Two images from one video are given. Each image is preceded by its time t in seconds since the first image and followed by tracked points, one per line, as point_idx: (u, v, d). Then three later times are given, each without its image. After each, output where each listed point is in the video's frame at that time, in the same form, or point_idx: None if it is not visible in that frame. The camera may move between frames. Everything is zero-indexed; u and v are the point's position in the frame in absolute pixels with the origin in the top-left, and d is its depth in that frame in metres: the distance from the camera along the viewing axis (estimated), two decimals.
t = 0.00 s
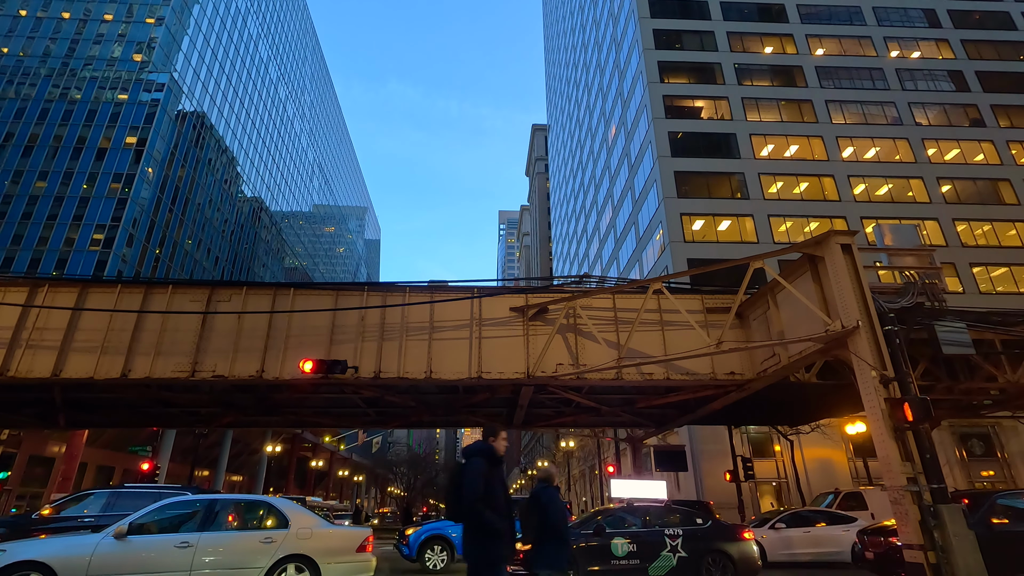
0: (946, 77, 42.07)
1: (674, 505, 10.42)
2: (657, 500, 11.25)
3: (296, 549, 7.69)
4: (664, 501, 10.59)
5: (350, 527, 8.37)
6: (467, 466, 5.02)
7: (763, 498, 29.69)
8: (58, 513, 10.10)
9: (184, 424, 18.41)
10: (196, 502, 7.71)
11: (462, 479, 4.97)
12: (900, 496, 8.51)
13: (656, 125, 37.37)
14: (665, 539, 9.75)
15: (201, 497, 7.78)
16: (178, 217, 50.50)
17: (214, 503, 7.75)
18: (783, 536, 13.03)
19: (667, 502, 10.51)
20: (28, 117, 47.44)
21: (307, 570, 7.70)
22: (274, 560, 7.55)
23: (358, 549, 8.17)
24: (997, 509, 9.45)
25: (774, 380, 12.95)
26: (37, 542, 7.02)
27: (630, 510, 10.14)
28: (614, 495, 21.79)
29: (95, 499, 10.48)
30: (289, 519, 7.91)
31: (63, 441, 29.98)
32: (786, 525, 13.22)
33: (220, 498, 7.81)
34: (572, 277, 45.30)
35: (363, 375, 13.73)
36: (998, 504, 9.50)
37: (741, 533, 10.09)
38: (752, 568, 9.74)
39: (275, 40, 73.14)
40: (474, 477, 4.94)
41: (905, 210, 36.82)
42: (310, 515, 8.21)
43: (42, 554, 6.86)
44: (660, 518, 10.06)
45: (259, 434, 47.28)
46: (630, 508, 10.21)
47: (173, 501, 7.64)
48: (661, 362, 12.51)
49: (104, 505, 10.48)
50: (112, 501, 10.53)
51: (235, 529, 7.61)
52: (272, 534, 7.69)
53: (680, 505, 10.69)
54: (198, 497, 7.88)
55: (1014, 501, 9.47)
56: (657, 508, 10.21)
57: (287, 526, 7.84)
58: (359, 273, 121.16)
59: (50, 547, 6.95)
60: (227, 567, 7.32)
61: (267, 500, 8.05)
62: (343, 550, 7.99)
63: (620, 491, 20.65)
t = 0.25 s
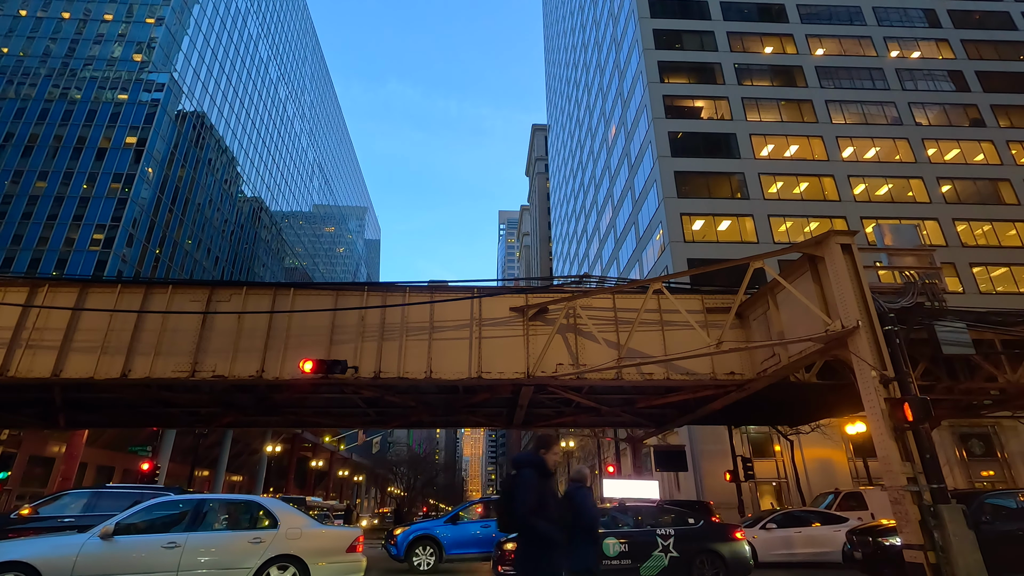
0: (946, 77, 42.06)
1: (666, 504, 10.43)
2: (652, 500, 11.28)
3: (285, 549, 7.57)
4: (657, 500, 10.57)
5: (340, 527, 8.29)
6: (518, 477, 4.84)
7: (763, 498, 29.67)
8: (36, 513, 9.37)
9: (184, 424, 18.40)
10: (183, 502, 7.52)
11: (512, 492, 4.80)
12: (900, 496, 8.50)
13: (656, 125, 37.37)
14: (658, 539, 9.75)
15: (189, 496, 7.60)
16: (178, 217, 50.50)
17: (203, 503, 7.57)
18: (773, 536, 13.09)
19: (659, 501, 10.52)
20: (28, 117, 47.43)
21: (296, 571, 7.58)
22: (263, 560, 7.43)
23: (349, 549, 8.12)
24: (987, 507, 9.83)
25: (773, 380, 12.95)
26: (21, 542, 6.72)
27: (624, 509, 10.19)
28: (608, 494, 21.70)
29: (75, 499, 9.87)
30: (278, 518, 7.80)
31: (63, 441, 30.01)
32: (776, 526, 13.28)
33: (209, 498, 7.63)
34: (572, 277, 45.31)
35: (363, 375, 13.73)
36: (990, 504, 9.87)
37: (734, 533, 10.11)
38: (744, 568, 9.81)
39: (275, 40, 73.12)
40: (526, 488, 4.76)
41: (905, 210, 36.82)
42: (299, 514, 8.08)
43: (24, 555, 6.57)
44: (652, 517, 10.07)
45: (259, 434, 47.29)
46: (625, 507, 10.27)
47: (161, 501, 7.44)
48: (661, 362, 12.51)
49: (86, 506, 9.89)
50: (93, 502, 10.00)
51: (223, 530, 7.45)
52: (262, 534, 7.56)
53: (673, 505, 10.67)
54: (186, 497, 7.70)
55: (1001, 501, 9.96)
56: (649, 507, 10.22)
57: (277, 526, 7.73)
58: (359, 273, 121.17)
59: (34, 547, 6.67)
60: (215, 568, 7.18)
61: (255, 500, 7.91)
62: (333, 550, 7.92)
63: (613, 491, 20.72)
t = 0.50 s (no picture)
0: (946, 77, 42.06)
1: (656, 505, 10.39)
2: (646, 502, 11.22)
3: (273, 550, 7.40)
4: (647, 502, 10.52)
5: (329, 527, 8.12)
6: (573, 471, 5.12)
7: (763, 498, 29.64)
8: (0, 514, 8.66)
9: (184, 424, 18.40)
10: (170, 502, 7.35)
11: (569, 484, 5.09)
12: (900, 497, 8.52)
13: (656, 125, 37.38)
14: (647, 538, 9.69)
15: (175, 497, 7.44)
16: (178, 217, 50.50)
17: (189, 504, 7.37)
18: (765, 536, 13.00)
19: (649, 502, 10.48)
20: (28, 117, 47.43)
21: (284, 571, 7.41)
22: (251, 560, 7.25)
23: (338, 549, 7.97)
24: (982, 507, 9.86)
25: (773, 380, 12.95)
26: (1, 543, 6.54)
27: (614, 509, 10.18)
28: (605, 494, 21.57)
29: (43, 498, 9.16)
30: (266, 518, 7.60)
31: (64, 442, 30.03)
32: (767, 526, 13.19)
33: (196, 498, 7.41)
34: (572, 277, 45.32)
35: (363, 375, 13.73)
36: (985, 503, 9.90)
37: (723, 533, 10.09)
38: (733, 568, 9.81)
39: (275, 40, 73.12)
40: (582, 480, 5.05)
41: (905, 210, 36.82)
42: (287, 514, 7.90)
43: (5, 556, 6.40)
44: (642, 516, 10.02)
45: (259, 434, 47.30)
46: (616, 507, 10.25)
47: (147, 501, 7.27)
48: (661, 362, 12.50)
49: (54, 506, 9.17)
50: (62, 502, 9.25)
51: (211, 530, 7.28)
52: (249, 534, 7.38)
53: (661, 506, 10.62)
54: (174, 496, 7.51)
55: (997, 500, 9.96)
56: (639, 507, 10.19)
57: (265, 526, 7.54)
58: (359, 273, 121.18)
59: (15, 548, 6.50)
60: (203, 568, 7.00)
61: (245, 499, 7.72)
62: (322, 550, 7.75)
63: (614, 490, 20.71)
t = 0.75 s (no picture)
0: (946, 77, 42.07)
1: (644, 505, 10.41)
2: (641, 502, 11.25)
3: (260, 550, 7.30)
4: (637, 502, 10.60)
5: (318, 527, 8.03)
6: (624, 480, 5.22)
7: (763, 497, 29.64)
8: None
9: (184, 424, 18.40)
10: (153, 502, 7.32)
11: (620, 495, 5.20)
12: (900, 496, 8.53)
13: (656, 125, 37.38)
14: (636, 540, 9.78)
15: (161, 496, 7.41)
16: (178, 217, 50.50)
17: (175, 504, 7.34)
18: (757, 536, 13.00)
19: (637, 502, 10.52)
20: (28, 117, 47.42)
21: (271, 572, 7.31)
22: (235, 562, 7.15)
23: (325, 550, 7.81)
24: (979, 507, 9.84)
25: (773, 380, 12.95)
26: None
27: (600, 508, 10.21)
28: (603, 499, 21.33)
29: None
30: (254, 518, 7.52)
31: (64, 441, 30.05)
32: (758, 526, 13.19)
33: (182, 498, 7.39)
34: (572, 277, 45.31)
35: (363, 375, 13.72)
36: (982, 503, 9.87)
37: (714, 533, 10.09)
38: (723, 568, 9.79)
39: (275, 40, 73.13)
40: (632, 488, 5.16)
41: (905, 210, 36.82)
42: (275, 514, 7.81)
43: None
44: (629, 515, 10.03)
45: (259, 434, 47.32)
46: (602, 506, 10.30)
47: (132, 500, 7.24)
48: (661, 362, 12.51)
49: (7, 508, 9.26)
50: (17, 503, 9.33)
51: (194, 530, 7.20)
52: (236, 535, 7.29)
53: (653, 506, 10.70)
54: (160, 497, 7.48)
55: (994, 501, 9.91)
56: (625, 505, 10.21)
57: (252, 526, 7.45)
58: (359, 273, 121.19)
59: None
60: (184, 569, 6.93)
61: (232, 499, 7.65)
62: (309, 551, 7.62)
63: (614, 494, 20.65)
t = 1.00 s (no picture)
0: (946, 77, 42.07)
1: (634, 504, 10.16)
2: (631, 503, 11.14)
3: (246, 550, 7.20)
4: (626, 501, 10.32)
5: (304, 527, 7.92)
6: (668, 473, 5.05)
7: (763, 497, 29.64)
8: None
9: (184, 424, 18.40)
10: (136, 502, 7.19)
11: (668, 489, 5.00)
12: (900, 497, 8.53)
13: (656, 125, 37.38)
14: (624, 538, 9.52)
15: (144, 496, 7.29)
16: (178, 217, 50.51)
17: (158, 504, 7.21)
18: (749, 536, 12.94)
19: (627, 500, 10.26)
20: (28, 117, 47.42)
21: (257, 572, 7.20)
22: (220, 561, 7.05)
23: (311, 550, 7.69)
24: (977, 506, 9.80)
25: (774, 380, 12.95)
26: None
27: (590, 507, 9.93)
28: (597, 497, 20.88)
29: None
30: (239, 518, 7.42)
31: (64, 441, 30.07)
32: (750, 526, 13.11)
33: (167, 499, 7.27)
34: (572, 277, 45.32)
35: (363, 375, 13.72)
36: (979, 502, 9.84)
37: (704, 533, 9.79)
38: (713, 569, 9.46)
39: (275, 40, 73.14)
40: (678, 482, 4.96)
41: (905, 210, 36.82)
42: (261, 514, 7.70)
43: None
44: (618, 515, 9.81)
45: (259, 434, 47.33)
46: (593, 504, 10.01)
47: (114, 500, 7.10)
48: (661, 362, 12.50)
49: None
50: None
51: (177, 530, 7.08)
52: (220, 535, 7.19)
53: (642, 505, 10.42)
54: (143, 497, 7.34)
55: (990, 501, 9.86)
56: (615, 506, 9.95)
57: (237, 526, 7.35)
58: (359, 273, 121.22)
59: None
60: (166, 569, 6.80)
61: (217, 499, 7.57)
62: (295, 551, 7.52)
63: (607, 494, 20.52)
